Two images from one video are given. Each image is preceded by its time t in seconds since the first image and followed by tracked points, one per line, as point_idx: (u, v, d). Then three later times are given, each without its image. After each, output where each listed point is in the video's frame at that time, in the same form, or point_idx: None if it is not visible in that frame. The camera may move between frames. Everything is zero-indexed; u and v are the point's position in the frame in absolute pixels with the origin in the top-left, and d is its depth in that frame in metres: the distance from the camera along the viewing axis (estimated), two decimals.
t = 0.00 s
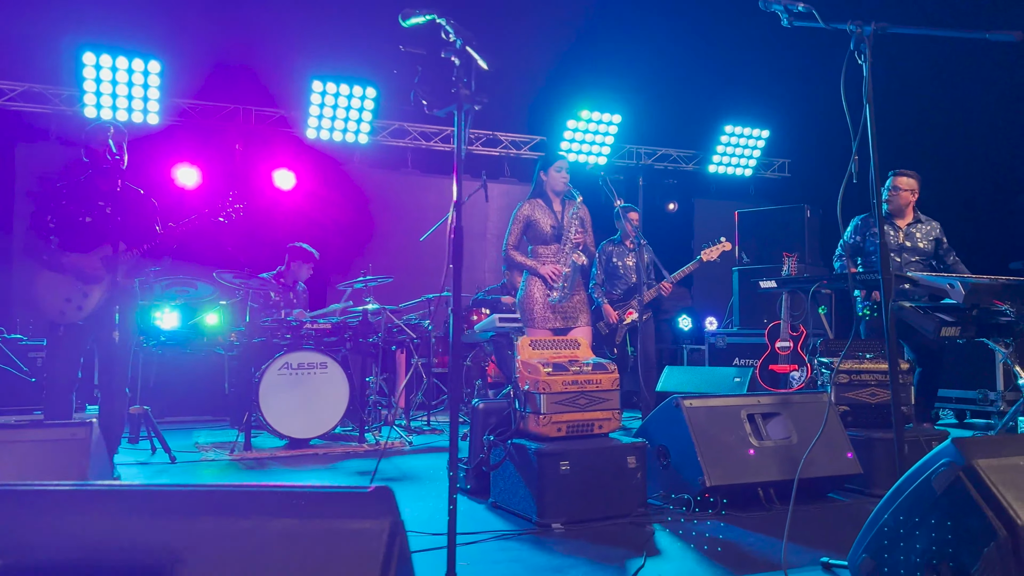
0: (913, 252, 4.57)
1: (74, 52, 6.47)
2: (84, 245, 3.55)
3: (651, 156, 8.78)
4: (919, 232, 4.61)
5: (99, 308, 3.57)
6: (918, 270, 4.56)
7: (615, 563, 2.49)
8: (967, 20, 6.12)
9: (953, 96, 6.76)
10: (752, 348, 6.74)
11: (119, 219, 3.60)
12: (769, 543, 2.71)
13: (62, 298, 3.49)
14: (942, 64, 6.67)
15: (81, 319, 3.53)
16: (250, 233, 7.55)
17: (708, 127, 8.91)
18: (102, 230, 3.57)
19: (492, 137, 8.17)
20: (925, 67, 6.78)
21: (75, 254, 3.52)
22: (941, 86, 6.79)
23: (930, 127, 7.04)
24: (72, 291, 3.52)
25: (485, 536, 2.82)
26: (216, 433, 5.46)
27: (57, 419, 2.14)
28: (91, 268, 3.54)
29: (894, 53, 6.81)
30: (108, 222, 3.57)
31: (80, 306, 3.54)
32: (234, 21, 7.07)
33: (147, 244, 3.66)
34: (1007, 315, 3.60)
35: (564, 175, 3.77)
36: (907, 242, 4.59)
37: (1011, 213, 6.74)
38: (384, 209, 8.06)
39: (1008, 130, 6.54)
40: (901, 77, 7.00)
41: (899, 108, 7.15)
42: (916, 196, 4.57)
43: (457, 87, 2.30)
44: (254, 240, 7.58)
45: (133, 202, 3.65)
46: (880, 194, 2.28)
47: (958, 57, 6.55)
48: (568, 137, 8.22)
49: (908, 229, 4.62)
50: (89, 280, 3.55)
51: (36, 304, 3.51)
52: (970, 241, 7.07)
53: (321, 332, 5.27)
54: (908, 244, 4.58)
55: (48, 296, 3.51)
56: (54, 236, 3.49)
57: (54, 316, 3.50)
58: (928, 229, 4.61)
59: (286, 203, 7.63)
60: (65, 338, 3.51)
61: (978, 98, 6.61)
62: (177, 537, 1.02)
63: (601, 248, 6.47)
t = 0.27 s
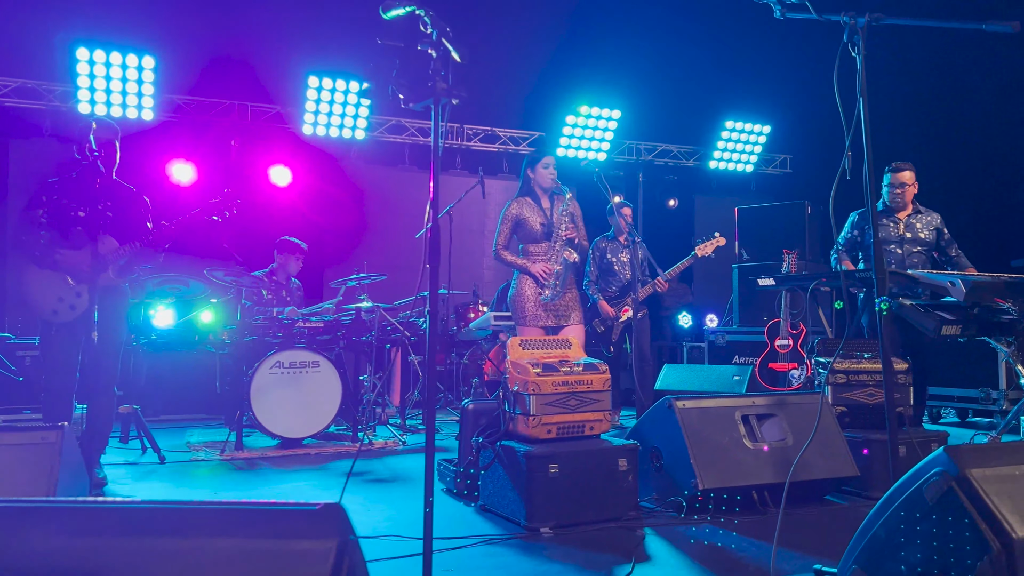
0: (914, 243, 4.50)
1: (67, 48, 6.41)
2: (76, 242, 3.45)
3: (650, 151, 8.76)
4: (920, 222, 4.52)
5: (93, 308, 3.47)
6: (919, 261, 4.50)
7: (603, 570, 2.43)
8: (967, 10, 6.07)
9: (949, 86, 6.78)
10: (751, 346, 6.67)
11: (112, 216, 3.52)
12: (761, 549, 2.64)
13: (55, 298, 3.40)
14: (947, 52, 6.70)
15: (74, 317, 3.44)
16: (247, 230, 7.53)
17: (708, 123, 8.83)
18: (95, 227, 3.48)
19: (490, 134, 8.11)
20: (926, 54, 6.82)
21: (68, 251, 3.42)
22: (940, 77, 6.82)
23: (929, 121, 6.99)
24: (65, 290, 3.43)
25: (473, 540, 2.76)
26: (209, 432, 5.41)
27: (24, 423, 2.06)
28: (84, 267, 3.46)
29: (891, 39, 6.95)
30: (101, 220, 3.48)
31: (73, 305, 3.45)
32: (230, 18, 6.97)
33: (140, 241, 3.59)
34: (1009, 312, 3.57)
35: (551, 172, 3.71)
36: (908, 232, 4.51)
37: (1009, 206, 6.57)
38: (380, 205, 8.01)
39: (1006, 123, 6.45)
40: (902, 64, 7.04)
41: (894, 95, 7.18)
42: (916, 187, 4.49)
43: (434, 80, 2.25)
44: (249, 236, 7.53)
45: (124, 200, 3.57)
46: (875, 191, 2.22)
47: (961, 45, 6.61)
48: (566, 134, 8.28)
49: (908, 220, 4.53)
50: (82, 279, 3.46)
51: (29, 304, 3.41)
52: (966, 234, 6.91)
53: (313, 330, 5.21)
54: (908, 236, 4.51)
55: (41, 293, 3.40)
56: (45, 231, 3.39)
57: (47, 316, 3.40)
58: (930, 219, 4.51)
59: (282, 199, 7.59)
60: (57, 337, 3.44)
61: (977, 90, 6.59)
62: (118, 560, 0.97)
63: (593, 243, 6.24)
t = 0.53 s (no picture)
0: (923, 244, 4.44)
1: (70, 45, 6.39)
2: (77, 240, 3.42)
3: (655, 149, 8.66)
4: (928, 222, 4.47)
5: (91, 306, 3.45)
6: (929, 261, 4.44)
7: (602, 571, 2.40)
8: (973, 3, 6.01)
9: (953, 80, 6.74)
10: (756, 344, 6.62)
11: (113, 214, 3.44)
12: (765, 549, 2.61)
13: (52, 295, 3.36)
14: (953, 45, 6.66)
15: (73, 315, 3.41)
16: (249, 227, 7.49)
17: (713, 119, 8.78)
18: (94, 227, 3.38)
19: (494, 130, 8.07)
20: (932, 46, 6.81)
21: (66, 248, 3.42)
22: (944, 71, 6.79)
23: (937, 117, 6.91)
24: (63, 287, 3.39)
25: (472, 540, 2.73)
26: (211, 430, 5.40)
27: (17, 422, 2.04)
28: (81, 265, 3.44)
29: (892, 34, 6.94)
30: (103, 219, 3.41)
31: (71, 303, 3.41)
32: (235, 15, 6.91)
33: (141, 240, 3.57)
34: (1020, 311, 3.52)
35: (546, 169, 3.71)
36: (916, 233, 4.45)
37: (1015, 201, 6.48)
38: (382, 202, 7.99)
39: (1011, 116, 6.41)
40: (905, 57, 7.02)
41: (897, 90, 7.15)
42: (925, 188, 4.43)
43: (429, 75, 2.23)
44: (252, 233, 7.50)
45: (123, 205, 3.48)
46: (881, 187, 2.17)
47: (966, 38, 6.59)
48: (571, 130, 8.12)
49: (915, 221, 4.48)
50: (79, 276, 3.44)
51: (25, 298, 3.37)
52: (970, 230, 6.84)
53: (315, 328, 5.18)
54: (917, 236, 4.45)
55: (39, 291, 3.37)
56: (46, 228, 3.36)
57: (44, 314, 3.37)
58: (936, 219, 4.48)
59: (285, 196, 7.56)
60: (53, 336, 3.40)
61: (982, 83, 6.55)
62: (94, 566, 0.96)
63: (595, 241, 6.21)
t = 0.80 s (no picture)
0: (936, 240, 4.44)
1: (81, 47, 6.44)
2: (82, 238, 3.44)
3: (663, 147, 8.73)
4: (940, 219, 4.49)
5: (98, 302, 3.43)
6: (941, 258, 4.44)
7: (611, 566, 2.42)
8: None
9: (959, 79, 6.74)
10: (763, 342, 6.63)
11: (117, 210, 3.55)
12: (773, 546, 2.62)
13: (59, 292, 3.34)
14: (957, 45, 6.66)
15: (78, 313, 3.37)
16: (259, 227, 7.52)
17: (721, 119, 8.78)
18: (98, 223, 3.48)
19: (502, 130, 8.09)
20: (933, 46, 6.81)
21: (73, 247, 3.40)
22: (949, 69, 6.78)
23: (944, 116, 6.92)
24: (69, 285, 3.38)
25: (482, 537, 2.75)
26: (221, 428, 5.43)
27: (34, 419, 2.07)
28: (88, 261, 3.42)
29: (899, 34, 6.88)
30: (108, 215, 3.51)
31: (76, 301, 3.38)
32: (244, 15, 6.97)
33: (144, 237, 3.61)
34: None
35: (554, 169, 3.73)
36: (929, 229, 4.45)
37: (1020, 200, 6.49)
38: (390, 201, 8.02)
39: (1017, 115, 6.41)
40: (910, 57, 7.00)
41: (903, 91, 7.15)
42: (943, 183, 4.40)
43: (441, 75, 2.25)
44: (261, 233, 7.53)
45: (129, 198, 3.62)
46: (885, 185, 2.18)
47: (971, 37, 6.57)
48: (577, 130, 8.24)
49: (928, 217, 4.48)
50: (87, 275, 3.42)
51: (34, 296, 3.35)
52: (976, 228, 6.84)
53: (325, 326, 5.21)
54: (930, 232, 4.45)
55: (46, 288, 3.36)
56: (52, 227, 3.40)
57: (50, 311, 3.33)
58: (948, 216, 4.50)
59: (294, 196, 7.60)
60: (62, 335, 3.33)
61: (988, 82, 6.54)
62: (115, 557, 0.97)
63: (604, 240, 6.26)
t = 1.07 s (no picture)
0: (954, 243, 4.44)
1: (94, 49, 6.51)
2: (80, 239, 3.40)
3: (671, 149, 8.64)
4: (959, 222, 4.48)
5: (98, 301, 3.42)
6: (960, 261, 4.43)
7: (620, 562, 2.44)
8: None
9: (966, 79, 6.74)
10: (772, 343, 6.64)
11: (113, 210, 3.47)
12: (780, 543, 2.64)
13: (60, 295, 3.33)
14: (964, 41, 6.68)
15: (82, 314, 3.37)
16: (268, 228, 7.54)
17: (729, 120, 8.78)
18: (97, 222, 3.42)
19: (510, 131, 8.11)
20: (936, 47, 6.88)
21: (71, 247, 3.37)
22: (957, 70, 6.79)
23: (951, 119, 6.91)
24: (71, 286, 3.37)
25: (492, 533, 2.78)
26: (232, 427, 5.47)
27: (53, 416, 2.11)
28: (87, 262, 3.39)
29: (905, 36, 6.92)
30: (103, 215, 3.43)
31: (79, 301, 3.38)
32: (255, 16, 6.99)
33: (142, 233, 3.56)
34: None
35: (564, 168, 3.76)
36: (948, 232, 4.45)
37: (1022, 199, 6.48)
38: (399, 202, 8.06)
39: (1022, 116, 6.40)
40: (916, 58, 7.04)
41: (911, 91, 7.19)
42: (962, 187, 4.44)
43: (452, 77, 2.29)
44: (271, 234, 7.57)
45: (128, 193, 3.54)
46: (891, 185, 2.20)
47: (977, 39, 6.60)
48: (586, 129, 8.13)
49: (948, 220, 4.48)
50: (88, 275, 3.40)
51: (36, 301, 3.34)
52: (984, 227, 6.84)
53: (335, 326, 5.27)
54: (949, 235, 4.45)
55: (46, 293, 3.35)
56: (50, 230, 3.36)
57: (54, 314, 3.33)
58: (969, 219, 4.48)
59: (304, 197, 7.65)
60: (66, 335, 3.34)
61: (993, 82, 6.55)
62: (135, 542, 0.99)
63: (614, 240, 6.35)
